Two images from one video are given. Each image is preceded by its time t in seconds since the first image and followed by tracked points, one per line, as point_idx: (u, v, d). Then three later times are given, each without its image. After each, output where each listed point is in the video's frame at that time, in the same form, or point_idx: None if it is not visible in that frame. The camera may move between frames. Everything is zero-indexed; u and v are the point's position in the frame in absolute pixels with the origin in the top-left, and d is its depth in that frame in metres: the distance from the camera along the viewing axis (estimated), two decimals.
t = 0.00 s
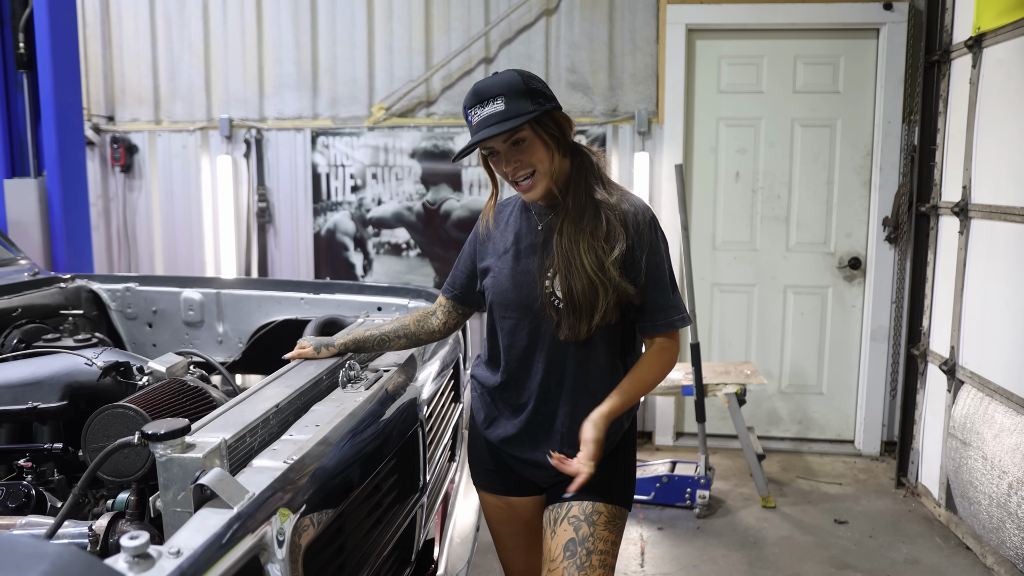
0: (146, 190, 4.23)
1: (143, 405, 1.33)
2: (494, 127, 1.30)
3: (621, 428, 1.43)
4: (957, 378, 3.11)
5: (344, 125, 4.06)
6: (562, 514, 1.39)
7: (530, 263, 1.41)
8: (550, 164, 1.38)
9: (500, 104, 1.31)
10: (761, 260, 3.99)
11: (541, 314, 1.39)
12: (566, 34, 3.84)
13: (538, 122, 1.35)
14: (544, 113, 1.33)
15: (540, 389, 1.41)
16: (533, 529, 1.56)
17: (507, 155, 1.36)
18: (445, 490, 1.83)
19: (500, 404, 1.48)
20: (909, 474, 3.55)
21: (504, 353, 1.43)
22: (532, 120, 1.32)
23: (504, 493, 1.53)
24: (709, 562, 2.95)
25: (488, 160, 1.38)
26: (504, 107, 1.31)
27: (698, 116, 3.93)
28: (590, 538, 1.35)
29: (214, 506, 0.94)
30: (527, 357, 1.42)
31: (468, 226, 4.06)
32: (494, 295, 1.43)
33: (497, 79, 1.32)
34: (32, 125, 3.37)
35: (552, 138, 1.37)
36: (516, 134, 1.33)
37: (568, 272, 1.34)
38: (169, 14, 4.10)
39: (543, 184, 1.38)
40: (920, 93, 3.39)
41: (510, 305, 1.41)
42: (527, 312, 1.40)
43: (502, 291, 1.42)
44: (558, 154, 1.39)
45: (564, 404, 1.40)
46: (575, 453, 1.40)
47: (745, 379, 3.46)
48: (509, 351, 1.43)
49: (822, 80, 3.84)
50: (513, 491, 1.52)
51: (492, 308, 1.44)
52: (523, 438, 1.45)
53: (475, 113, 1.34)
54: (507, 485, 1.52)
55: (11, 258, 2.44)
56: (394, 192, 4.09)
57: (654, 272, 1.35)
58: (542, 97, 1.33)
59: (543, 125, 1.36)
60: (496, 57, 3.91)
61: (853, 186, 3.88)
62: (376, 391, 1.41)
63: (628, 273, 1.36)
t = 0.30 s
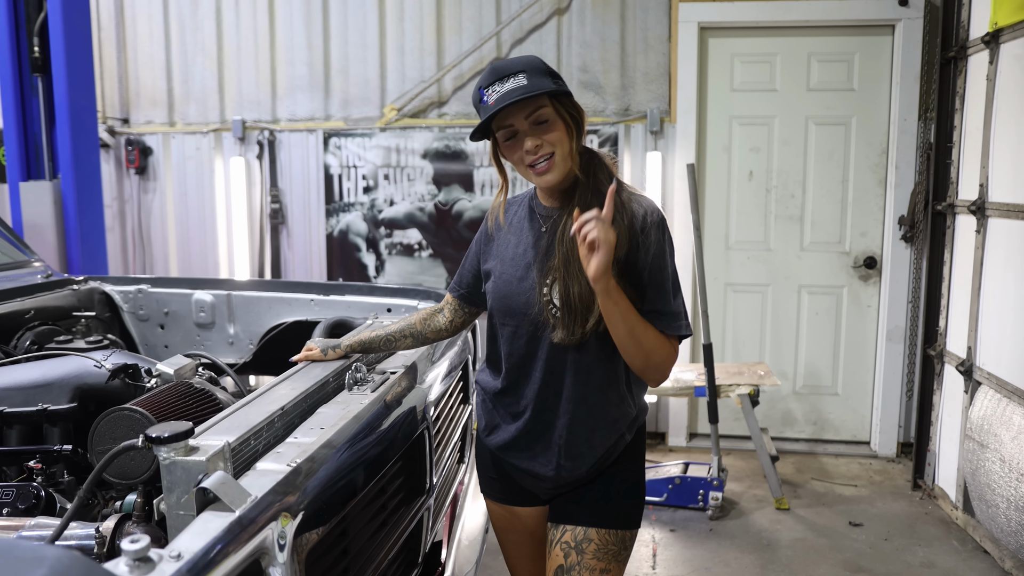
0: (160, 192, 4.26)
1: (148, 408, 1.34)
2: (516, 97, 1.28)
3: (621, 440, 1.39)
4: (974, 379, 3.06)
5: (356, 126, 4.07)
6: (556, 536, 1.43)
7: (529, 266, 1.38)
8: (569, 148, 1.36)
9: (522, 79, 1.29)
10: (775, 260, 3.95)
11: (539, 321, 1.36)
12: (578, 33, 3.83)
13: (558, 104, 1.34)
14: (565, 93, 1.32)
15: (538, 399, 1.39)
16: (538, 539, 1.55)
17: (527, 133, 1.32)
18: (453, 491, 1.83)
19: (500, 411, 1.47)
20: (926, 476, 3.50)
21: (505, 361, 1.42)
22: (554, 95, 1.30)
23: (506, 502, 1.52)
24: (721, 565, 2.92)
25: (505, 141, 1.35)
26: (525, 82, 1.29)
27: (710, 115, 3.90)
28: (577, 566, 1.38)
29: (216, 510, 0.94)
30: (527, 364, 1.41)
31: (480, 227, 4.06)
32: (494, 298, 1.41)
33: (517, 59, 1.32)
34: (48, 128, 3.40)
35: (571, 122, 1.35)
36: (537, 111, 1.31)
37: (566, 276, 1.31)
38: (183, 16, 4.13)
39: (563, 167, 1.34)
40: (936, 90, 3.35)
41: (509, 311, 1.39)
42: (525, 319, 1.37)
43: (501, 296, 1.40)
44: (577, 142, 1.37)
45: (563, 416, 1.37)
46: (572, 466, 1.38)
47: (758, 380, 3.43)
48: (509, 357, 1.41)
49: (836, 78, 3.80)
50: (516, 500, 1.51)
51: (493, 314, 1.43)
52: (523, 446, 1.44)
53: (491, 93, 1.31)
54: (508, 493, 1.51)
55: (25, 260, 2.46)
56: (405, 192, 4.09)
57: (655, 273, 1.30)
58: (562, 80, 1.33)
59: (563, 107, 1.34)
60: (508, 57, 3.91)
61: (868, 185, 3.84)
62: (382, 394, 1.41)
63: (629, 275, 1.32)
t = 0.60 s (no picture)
0: (173, 194, 4.29)
1: (152, 410, 1.35)
2: (546, 79, 1.25)
3: (626, 457, 1.34)
4: (989, 381, 3.02)
5: (366, 128, 4.09)
6: (557, 555, 1.38)
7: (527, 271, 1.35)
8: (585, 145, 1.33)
9: (556, 64, 1.26)
10: (787, 261, 3.92)
11: (536, 324, 1.33)
12: (588, 34, 3.82)
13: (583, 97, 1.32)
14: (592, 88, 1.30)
15: (536, 410, 1.36)
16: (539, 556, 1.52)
17: (549, 119, 1.29)
18: (460, 494, 1.84)
19: (501, 422, 1.44)
20: (940, 479, 3.47)
21: (502, 369, 1.39)
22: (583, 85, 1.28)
23: (511, 518, 1.50)
24: (732, 568, 2.90)
25: (523, 124, 1.31)
26: (558, 69, 1.26)
27: (722, 115, 3.88)
28: None
29: (216, 513, 0.94)
30: (525, 372, 1.38)
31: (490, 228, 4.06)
32: (491, 302, 1.39)
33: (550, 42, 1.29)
34: (61, 131, 3.44)
35: (592, 121, 1.33)
36: (564, 99, 1.29)
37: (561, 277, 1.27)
38: (195, 19, 4.15)
39: (575, 163, 1.31)
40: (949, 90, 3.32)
41: (506, 315, 1.36)
42: (522, 323, 1.34)
43: (499, 300, 1.37)
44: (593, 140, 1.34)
45: (563, 428, 1.34)
46: (574, 481, 1.34)
47: (770, 382, 3.41)
48: (507, 365, 1.39)
49: (849, 78, 3.77)
50: (521, 517, 1.48)
51: (491, 320, 1.40)
52: (524, 459, 1.40)
53: (523, 69, 1.27)
54: (514, 510, 1.49)
55: (37, 263, 2.49)
56: (416, 194, 4.10)
57: (653, 273, 1.25)
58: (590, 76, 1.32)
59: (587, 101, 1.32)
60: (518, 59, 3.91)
61: (881, 185, 3.80)
62: (385, 397, 1.41)
63: (625, 276, 1.27)
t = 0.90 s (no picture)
0: (185, 196, 4.33)
1: (156, 412, 1.37)
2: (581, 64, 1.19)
3: (625, 475, 1.26)
4: (1001, 384, 2.99)
5: (376, 130, 4.10)
6: None
7: (524, 268, 1.28)
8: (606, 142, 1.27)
9: (598, 52, 1.20)
10: (798, 263, 3.90)
11: (530, 322, 1.25)
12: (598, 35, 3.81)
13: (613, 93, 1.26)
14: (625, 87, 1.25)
15: (527, 419, 1.27)
16: None
17: (573, 105, 1.23)
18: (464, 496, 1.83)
19: (491, 432, 1.35)
20: (952, 483, 3.43)
21: (494, 372, 1.32)
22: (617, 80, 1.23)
23: (505, 541, 1.39)
24: (740, 571, 2.89)
25: (546, 106, 1.25)
26: (599, 58, 1.20)
27: (732, 117, 3.86)
28: None
29: (216, 515, 0.96)
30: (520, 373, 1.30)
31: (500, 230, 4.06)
32: (485, 302, 1.32)
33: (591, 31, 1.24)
34: (73, 134, 3.47)
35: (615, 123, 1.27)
36: (593, 90, 1.23)
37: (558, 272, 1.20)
38: (207, 22, 4.18)
39: (587, 158, 1.24)
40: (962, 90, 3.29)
41: (500, 315, 1.28)
42: (516, 322, 1.27)
43: (494, 298, 1.30)
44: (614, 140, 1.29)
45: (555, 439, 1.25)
46: (569, 498, 1.26)
47: (780, 385, 3.38)
48: (501, 368, 1.32)
49: (861, 78, 3.74)
50: (513, 539, 1.38)
51: (484, 322, 1.33)
52: (516, 473, 1.31)
53: (562, 48, 1.21)
54: (508, 531, 1.38)
55: (49, 265, 2.52)
56: (426, 196, 4.11)
57: (659, 269, 1.18)
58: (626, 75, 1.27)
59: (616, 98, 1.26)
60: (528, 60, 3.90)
61: (893, 186, 3.77)
62: (389, 400, 1.43)
63: (631, 277, 1.20)
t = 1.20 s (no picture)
0: (194, 200, 4.36)
1: (159, 415, 1.38)
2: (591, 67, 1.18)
3: (625, 494, 1.25)
4: (1010, 389, 2.97)
5: (384, 134, 4.11)
6: None
7: (520, 278, 1.27)
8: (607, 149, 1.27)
9: (609, 57, 1.19)
10: (806, 267, 3.89)
11: (525, 332, 1.24)
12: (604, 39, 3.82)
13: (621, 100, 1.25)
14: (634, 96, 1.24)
15: (523, 435, 1.27)
16: None
17: (576, 107, 1.22)
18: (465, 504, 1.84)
19: (486, 448, 1.35)
20: (961, 488, 3.41)
21: (487, 384, 1.32)
22: (625, 88, 1.22)
23: (504, 563, 1.39)
24: None
25: (550, 104, 1.24)
26: (610, 62, 1.19)
27: (740, 120, 3.85)
28: None
29: (215, 518, 0.99)
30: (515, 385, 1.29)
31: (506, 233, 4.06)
32: (480, 311, 1.31)
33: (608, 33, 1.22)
34: (82, 137, 3.50)
35: (619, 129, 1.26)
36: (601, 94, 1.22)
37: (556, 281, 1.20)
38: (216, 27, 4.22)
39: (584, 163, 1.24)
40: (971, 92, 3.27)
41: (495, 325, 1.28)
42: (510, 332, 1.26)
43: (489, 307, 1.29)
44: (617, 147, 1.28)
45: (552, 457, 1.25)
46: (567, 518, 1.25)
47: (786, 389, 3.36)
48: (495, 380, 1.31)
49: (869, 81, 3.72)
50: (510, 561, 1.39)
51: (478, 332, 1.32)
52: (510, 492, 1.31)
53: (573, 48, 1.20)
54: (505, 553, 1.39)
55: (57, 268, 2.55)
56: (433, 199, 4.12)
57: (664, 276, 1.17)
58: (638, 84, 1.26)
59: (623, 105, 1.26)
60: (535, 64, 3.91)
61: (902, 190, 3.75)
62: (391, 402, 1.47)
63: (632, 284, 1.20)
